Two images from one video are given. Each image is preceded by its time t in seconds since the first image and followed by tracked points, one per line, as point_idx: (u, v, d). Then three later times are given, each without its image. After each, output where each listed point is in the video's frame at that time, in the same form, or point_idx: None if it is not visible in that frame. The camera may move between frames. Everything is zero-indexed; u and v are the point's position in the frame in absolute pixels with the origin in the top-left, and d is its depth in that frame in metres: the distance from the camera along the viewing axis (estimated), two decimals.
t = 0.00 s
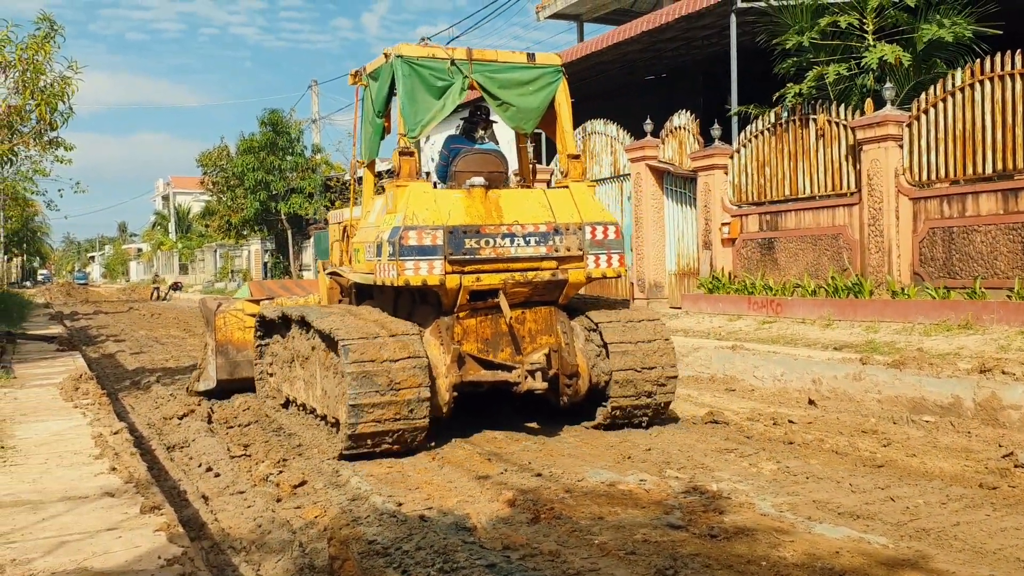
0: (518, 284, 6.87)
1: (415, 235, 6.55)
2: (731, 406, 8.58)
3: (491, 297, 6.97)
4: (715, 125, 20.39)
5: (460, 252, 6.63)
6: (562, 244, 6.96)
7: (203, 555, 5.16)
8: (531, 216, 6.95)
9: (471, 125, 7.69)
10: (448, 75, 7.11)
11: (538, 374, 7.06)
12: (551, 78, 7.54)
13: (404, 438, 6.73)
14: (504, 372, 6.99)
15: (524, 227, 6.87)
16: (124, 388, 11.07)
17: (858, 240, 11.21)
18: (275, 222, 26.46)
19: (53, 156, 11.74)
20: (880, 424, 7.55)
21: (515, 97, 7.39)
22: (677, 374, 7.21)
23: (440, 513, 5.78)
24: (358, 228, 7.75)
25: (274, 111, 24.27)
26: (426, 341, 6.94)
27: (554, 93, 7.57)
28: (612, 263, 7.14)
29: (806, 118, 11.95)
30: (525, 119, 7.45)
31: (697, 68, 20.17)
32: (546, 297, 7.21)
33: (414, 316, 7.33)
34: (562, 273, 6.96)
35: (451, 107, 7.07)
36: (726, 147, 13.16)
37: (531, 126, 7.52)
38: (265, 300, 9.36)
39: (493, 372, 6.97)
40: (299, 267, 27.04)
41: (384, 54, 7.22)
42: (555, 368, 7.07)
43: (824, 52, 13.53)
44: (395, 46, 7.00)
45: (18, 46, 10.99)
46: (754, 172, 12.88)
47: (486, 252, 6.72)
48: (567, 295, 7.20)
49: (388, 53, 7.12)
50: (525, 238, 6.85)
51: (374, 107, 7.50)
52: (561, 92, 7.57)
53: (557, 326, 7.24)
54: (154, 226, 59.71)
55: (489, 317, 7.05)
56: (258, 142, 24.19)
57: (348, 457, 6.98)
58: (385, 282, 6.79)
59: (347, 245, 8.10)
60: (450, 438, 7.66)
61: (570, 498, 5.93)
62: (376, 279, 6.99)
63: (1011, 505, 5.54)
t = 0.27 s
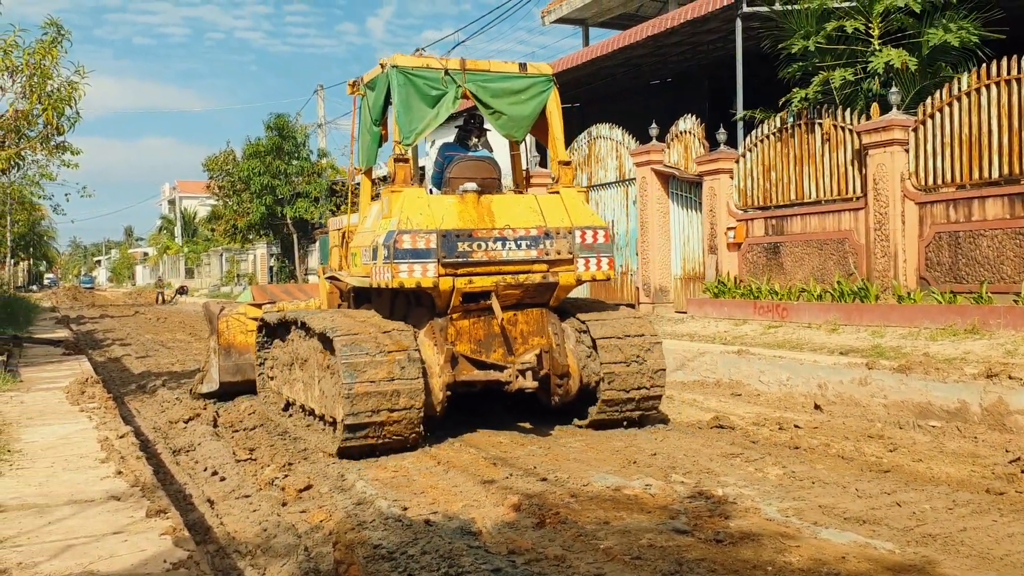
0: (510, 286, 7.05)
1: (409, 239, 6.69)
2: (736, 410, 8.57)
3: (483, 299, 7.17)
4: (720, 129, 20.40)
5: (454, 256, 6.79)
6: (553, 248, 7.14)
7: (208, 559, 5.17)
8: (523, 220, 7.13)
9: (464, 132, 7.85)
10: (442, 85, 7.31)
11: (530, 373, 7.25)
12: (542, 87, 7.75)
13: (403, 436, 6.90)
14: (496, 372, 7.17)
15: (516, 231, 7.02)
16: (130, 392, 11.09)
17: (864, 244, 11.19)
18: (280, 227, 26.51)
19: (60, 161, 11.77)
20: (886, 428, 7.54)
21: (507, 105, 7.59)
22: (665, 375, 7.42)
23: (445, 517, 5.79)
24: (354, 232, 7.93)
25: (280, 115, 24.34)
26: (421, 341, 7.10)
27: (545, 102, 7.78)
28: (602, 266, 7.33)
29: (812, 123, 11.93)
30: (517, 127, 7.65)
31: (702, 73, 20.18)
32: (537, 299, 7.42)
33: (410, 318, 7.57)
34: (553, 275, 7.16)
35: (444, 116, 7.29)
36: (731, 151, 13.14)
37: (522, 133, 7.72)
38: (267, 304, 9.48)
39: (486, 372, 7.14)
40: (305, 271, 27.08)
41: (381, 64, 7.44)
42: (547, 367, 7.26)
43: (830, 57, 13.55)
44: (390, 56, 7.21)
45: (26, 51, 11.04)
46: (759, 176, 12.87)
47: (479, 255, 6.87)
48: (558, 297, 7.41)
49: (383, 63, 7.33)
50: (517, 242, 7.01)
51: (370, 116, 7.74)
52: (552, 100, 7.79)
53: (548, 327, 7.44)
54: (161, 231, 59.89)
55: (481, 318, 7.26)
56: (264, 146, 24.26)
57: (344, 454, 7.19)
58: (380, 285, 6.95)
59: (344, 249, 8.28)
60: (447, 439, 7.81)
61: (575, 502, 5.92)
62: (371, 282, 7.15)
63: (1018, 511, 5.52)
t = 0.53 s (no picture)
0: (501, 288, 7.24)
1: (403, 242, 6.88)
2: (742, 415, 8.55)
3: (476, 301, 7.36)
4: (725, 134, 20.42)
5: (446, 258, 6.98)
6: (543, 251, 7.34)
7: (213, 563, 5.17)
8: (513, 225, 7.33)
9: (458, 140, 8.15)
10: (434, 94, 7.47)
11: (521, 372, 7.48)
12: (532, 96, 7.98)
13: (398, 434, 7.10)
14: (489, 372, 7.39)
15: (507, 235, 7.23)
16: (135, 397, 11.11)
17: (870, 249, 11.17)
18: (285, 231, 26.55)
19: (66, 166, 11.81)
20: (892, 433, 7.52)
21: (499, 113, 7.80)
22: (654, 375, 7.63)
23: (450, 522, 5.78)
24: (351, 238, 8.15)
25: (285, 120, 24.41)
26: (415, 343, 7.31)
27: (534, 111, 8.01)
28: (591, 268, 7.55)
29: (817, 128, 11.93)
30: (508, 135, 7.85)
31: (708, 77, 20.18)
32: (529, 302, 7.61)
33: (406, 320, 7.79)
34: (543, 278, 7.36)
35: (437, 124, 7.45)
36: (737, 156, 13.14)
37: (513, 140, 7.94)
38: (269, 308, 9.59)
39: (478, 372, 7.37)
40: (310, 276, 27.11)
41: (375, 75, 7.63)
42: (538, 367, 7.49)
43: (835, 61, 13.49)
44: (385, 67, 7.39)
45: (33, 56, 11.09)
46: (765, 181, 12.86)
47: (471, 258, 7.06)
48: (549, 299, 7.61)
49: (378, 73, 7.52)
50: (508, 245, 7.21)
51: (366, 125, 7.96)
52: (541, 109, 8.04)
53: (539, 328, 7.65)
54: (166, 235, 60.05)
55: (474, 320, 7.44)
56: (270, 151, 24.33)
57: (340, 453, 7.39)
58: (374, 288, 7.13)
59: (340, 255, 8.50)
60: (447, 442, 7.87)
61: (580, 507, 5.92)
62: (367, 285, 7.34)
63: None
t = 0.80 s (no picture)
0: (499, 291, 7.34)
1: (403, 246, 7.02)
2: (753, 420, 8.53)
3: (475, 303, 7.46)
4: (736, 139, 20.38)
5: (445, 262, 7.10)
6: (540, 255, 7.43)
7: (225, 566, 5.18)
8: (511, 229, 7.44)
9: (456, 148, 8.35)
10: (434, 103, 7.65)
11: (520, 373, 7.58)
12: (530, 104, 8.11)
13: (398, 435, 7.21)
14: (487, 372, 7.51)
15: (504, 239, 7.34)
16: (148, 400, 11.16)
17: (881, 253, 11.13)
18: (297, 236, 26.64)
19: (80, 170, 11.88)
20: (905, 439, 7.48)
21: (496, 121, 7.97)
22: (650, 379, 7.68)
23: (461, 526, 5.78)
24: (354, 243, 8.29)
25: (297, 125, 24.50)
26: (416, 346, 7.45)
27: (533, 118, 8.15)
28: (587, 272, 7.63)
29: (829, 132, 11.89)
30: (506, 143, 8.02)
31: (719, 82, 20.15)
32: (527, 304, 7.71)
33: (407, 323, 7.92)
34: (541, 281, 7.43)
35: (436, 132, 7.63)
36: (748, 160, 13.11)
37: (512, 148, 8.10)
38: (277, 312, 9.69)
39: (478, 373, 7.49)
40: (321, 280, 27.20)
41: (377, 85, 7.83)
42: (536, 368, 7.60)
43: (847, 66, 13.42)
44: (386, 77, 7.58)
45: (47, 61, 11.17)
46: (776, 185, 12.83)
47: (470, 261, 7.17)
48: (546, 302, 7.70)
49: (380, 84, 7.71)
50: (505, 249, 7.32)
51: (369, 133, 8.11)
52: (540, 116, 8.16)
53: (537, 329, 7.76)
54: (178, 240, 60.33)
55: (474, 322, 7.53)
56: (282, 156, 24.45)
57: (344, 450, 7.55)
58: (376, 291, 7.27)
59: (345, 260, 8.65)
60: (458, 446, 7.89)
61: (592, 512, 5.91)
62: (369, 289, 7.48)
63: None
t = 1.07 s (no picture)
0: (494, 295, 7.51)
1: (400, 252, 7.20)
2: (759, 424, 8.52)
3: (470, 307, 7.63)
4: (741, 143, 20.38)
5: (441, 267, 7.28)
6: (534, 259, 7.60)
7: (231, 569, 5.19)
8: (505, 234, 7.62)
9: (451, 155, 8.38)
10: (431, 112, 7.85)
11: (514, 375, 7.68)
12: (524, 113, 8.30)
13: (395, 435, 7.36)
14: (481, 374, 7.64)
15: (498, 244, 7.51)
16: (154, 403, 11.18)
17: (887, 258, 11.11)
18: (303, 239, 26.67)
19: (86, 173, 11.91)
20: (912, 443, 7.46)
21: (491, 130, 8.14)
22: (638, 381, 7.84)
23: (466, 530, 5.78)
24: (353, 249, 8.48)
25: (303, 128, 24.56)
26: (412, 348, 7.60)
27: (527, 127, 8.34)
28: (580, 276, 7.79)
29: (835, 136, 11.88)
30: (500, 151, 8.21)
31: (725, 85, 20.15)
32: (521, 308, 7.83)
33: (406, 326, 8.08)
34: (534, 284, 7.60)
35: (433, 140, 7.83)
36: (754, 163, 13.10)
37: (505, 156, 8.30)
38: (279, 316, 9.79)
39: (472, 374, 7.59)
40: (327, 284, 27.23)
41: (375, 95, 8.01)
42: (530, 370, 7.74)
43: (853, 69, 13.41)
44: (384, 87, 7.77)
45: (54, 66, 11.22)
46: (782, 188, 12.82)
47: (465, 266, 7.35)
48: (540, 306, 7.83)
49: (378, 93, 7.89)
50: (499, 254, 7.49)
51: (366, 141, 8.29)
52: (534, 124, 8.32)
53: (531, 332, 7.86)
54: (185, 243, 60.46)
55: (469, 325, 7.67)
56: (287, 159, 24.51)
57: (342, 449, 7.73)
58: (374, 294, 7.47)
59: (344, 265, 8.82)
60: (463, 449, 7.90)
61: (597, 516, 5.90)
62: (368, 293, 7.68)
63: None
